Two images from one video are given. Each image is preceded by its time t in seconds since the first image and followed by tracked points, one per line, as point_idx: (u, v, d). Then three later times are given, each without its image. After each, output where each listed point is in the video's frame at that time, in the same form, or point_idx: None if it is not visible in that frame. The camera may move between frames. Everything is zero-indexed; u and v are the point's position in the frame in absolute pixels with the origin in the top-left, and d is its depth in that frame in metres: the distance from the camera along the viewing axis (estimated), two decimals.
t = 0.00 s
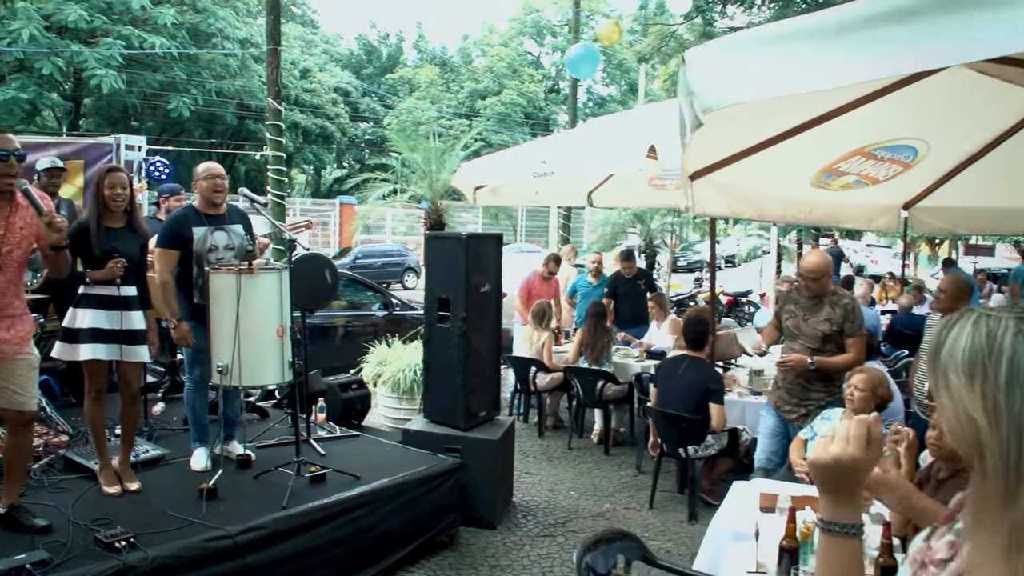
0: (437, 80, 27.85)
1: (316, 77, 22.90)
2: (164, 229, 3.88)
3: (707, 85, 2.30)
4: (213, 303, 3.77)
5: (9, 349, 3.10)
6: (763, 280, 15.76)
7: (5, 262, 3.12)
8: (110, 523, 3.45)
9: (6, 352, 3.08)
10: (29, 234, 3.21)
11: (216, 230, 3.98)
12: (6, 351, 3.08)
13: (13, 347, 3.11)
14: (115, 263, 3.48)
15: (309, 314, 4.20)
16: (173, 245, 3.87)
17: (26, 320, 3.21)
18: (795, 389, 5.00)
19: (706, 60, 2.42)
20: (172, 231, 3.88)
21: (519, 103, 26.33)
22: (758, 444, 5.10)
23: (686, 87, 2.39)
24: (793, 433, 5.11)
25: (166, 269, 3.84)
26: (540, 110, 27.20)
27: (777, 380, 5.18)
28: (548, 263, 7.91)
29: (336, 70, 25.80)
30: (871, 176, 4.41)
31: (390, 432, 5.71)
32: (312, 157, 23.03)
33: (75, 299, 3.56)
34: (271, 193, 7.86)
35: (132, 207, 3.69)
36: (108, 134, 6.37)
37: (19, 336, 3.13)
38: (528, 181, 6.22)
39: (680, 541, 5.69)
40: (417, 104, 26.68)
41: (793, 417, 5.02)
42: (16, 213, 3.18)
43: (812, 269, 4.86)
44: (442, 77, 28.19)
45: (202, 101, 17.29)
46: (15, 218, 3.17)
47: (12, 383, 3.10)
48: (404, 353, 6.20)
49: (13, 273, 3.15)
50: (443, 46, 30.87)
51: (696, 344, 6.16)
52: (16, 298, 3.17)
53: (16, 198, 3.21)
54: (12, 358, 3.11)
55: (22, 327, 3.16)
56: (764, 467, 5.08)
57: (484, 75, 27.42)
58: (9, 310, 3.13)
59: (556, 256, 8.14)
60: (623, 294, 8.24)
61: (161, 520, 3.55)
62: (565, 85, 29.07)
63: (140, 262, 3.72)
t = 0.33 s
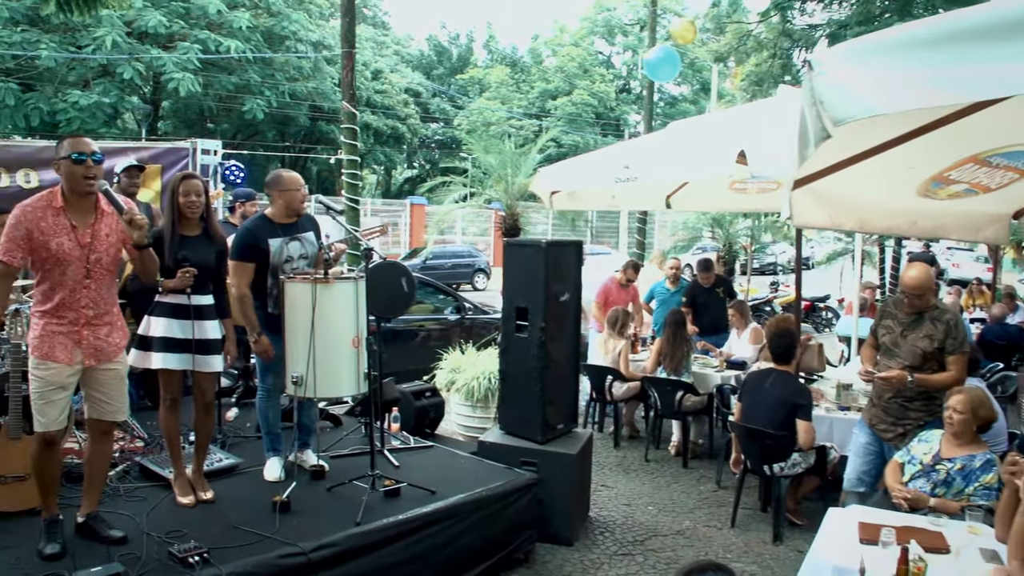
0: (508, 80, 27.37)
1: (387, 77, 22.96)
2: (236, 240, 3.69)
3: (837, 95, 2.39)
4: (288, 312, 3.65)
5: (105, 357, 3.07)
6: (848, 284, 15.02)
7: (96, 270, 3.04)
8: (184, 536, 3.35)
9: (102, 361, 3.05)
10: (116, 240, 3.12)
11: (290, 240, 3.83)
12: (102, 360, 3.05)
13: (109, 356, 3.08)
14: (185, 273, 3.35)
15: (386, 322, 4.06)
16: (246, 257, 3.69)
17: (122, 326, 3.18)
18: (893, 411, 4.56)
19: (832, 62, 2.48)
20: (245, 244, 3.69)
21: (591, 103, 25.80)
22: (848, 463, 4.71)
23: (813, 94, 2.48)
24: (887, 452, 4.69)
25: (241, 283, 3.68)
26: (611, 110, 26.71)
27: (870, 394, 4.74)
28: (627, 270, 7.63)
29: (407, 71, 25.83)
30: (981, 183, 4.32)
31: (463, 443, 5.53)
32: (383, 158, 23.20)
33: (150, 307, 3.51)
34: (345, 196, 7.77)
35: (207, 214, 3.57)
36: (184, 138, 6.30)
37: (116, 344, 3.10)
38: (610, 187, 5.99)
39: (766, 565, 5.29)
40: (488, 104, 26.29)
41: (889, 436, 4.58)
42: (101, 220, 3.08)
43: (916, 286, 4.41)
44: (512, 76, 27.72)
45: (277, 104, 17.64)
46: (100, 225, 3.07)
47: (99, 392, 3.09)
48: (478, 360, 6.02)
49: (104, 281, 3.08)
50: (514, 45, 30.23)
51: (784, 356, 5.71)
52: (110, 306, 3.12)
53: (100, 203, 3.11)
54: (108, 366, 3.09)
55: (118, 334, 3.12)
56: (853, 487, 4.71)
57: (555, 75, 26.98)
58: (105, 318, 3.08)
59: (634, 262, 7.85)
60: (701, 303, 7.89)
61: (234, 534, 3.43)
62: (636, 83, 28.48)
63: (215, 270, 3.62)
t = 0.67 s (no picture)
0: (577, 80, 26.32)
1: (457, 78, 22.64)
2: (312, 250, 3.56)
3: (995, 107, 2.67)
4: (364, 322, 3.53)
5: (170, 364, 2.94)
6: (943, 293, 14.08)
7: (163, 273, 2.91)
8: (255, 553, 3.23)
9: (166, 368, 2.92)
10: (186, 242, 2.98)
11: (369, 248, 3.71)
12: (165, 366, 2.91)
13: (171, 364, 2.94)
14: (257, 282, 3.24)
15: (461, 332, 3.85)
16: (324, 268, 3.56)
17: (190, 333, 3.03)
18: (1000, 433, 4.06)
19: (981, 70, 2.76)
20: (322, 253, 3.55)
21: (661, 103, 24.16)
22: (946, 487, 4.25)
23: (965, 103, 2.75)
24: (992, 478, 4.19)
25: (316, 295, 3.55)
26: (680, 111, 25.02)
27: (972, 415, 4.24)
28: (706, 278, 7.31)
29: (476, 71, 25.46)
30: None
31: (536, 456, 5.34)
32: (453, 158, 23.11)
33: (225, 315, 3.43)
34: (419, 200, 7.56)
35: (285, 219, 3.46)
36: (258, 143, 6.22)
37: (181, 352, 2.96)
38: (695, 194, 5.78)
39: None
40: (557, 104, 25.47)
41: (993, 461, 4.07)
42: (173, 222, 2.96)
43: None
44: (582, 74, 26.71)
45: (348, 104, 17.72)
46: (171, 227, 2.94)
47: (167, 404, 2.98)
48: (553, 369, 5.81)
49: (171, 284, 2.93)
50: (584, 44, 28.90)
51: (882, 373, 5.26)
52: (178, 311, 2.97)
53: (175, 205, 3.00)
54: (173, 373, 2.97)
55: (184, 341, 2.98)
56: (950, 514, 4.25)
57: (625, 74, 25.46)
58: (172, 324, 2.94)
59: (713, 268, 7.55)
60: (782, 312, 7.52)
61: (308, 551, 3.30)
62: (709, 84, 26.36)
63: (292, 278, 3.47)
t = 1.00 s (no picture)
0: (645, 80, 24.65)
1: (523, 78, 21.88)
2: (388, 260, 3.44)
3: None
4: (438, 334, 3.41)
5: (231, 382, 2.76)
6: None
7: (225, 288, 2.75)
8: (325, 570, 3.11)
9: (226, 386, 2.75)
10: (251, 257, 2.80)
11: (442, 257, 3.60)
12: (224, 384, 2.74)
13: (233, 381, 2.76)
14: (333, 293, 3.16)
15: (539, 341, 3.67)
16: (402, 278, 3.43)
17: (256, 350, 2.87)
18: None
19: None
20: (400, 263, 3.43)
21: (730, 102, 22.89)
22: None
23: None
24: None
25: (394, 306, 3.43)
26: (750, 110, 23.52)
27: None
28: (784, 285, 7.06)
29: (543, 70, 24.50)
30: None
31: (609, 469, 5.15)
32: (518, 158, 22.72)
33: (301, 328, 3.36)
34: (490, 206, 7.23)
35: (359, 231, 3.39)
36: (328, 147, 6.15)
37: (242, 369, 2.78)
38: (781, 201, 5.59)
39: None
40: (624, 103, 24.13)
41: None
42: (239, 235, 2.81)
43: None
44: (649, 74, 25.33)
45: (415, 105, 17.31)
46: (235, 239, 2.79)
47: (229, 420, 2.81)
48: (628, 378, 5.60)
49: (233, 299, 2.77)
50: (652, 44, 26.89)
51: (977, 389, 4.51)
52: (241, 326, 2.82)
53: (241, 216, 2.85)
54: (236, 391, 2.79)
55: (247, 358, 2.81)
56: None
57: (694, 74, 23.95)
58: (233, 339, 2.79)
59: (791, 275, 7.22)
60: (863, 319, 7.11)
61: (378, 568, 3.17)
62: (778, 82, 24.93)
63: (366, 289, 3.41)
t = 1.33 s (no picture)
0: (707, 79, 23.78)
1: (583, 78, 21.14)
2: (464, 262, 3.38)
3: None
4: (506, 345, 3.33)
5: (299, 395, 2.69)
6: None
7: (294, 300, 2.68)
8: None
9: (293, 399, 2.68)
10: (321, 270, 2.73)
11: (514, 261, 3.53)
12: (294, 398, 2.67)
13: (301, 395, 2.69)
14: (411, 302, 3.20)
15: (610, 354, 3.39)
16: (478, 279, 3.36)
17: (323, 361, 2.79)
18: None
19: None
20: (475, 265, 3.37)
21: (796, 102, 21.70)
22: None
23: None
24: None
25: (474, 308, 3.36)
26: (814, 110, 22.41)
27: None
28: (857, 293, 6.81)
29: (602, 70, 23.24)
30: None
31: (677, 482, 4.97)
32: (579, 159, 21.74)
33: (371, 337, 3.33)
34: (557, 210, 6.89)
35: (429, 238, 3.38)
36: (392, 151, 6.09)
37: (310, 383, 2.70)
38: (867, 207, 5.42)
39: None
40: (684, 103, 22.94)
41: None
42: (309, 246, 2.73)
43: None
44: (710, 74, 24.45)
45: (474, 107, 16.53)
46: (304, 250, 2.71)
47: (296, 433, 2.74)
48: (695, 389, 5.41)
49: (302, 312, 2.70)
50: (713, 42, 26.06)
51: None
52: (309, 339, 2.73)
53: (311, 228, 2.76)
54: (302, 405, 2.72)
55: (315, 371, 2.73)
56: None
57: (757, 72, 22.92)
58: (303, 353, 2.71)
59: (865, 281, 6.91)
60: (945, 327, 6.73)
61: None
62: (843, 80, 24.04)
63: (437, 297, 3.42)
